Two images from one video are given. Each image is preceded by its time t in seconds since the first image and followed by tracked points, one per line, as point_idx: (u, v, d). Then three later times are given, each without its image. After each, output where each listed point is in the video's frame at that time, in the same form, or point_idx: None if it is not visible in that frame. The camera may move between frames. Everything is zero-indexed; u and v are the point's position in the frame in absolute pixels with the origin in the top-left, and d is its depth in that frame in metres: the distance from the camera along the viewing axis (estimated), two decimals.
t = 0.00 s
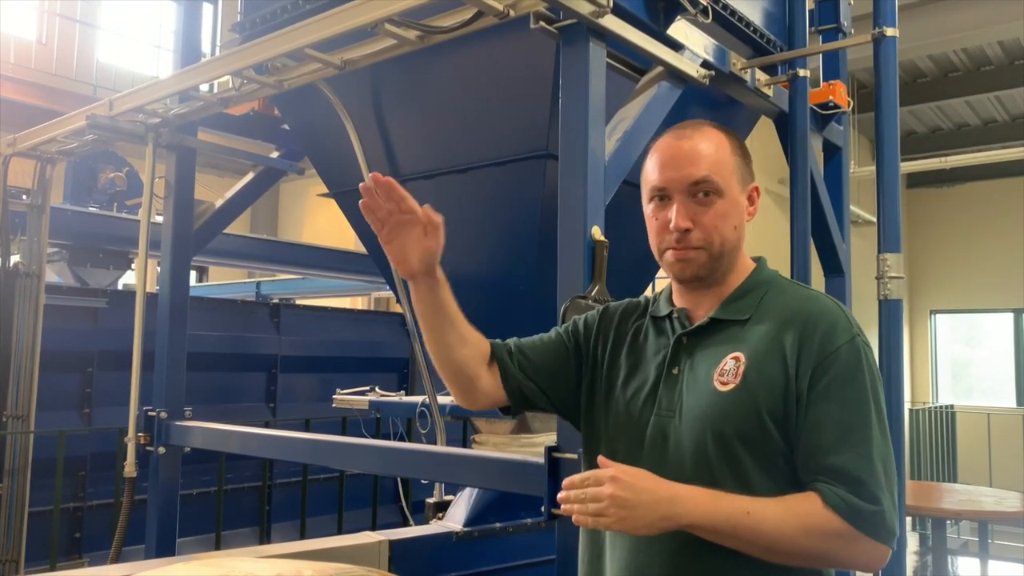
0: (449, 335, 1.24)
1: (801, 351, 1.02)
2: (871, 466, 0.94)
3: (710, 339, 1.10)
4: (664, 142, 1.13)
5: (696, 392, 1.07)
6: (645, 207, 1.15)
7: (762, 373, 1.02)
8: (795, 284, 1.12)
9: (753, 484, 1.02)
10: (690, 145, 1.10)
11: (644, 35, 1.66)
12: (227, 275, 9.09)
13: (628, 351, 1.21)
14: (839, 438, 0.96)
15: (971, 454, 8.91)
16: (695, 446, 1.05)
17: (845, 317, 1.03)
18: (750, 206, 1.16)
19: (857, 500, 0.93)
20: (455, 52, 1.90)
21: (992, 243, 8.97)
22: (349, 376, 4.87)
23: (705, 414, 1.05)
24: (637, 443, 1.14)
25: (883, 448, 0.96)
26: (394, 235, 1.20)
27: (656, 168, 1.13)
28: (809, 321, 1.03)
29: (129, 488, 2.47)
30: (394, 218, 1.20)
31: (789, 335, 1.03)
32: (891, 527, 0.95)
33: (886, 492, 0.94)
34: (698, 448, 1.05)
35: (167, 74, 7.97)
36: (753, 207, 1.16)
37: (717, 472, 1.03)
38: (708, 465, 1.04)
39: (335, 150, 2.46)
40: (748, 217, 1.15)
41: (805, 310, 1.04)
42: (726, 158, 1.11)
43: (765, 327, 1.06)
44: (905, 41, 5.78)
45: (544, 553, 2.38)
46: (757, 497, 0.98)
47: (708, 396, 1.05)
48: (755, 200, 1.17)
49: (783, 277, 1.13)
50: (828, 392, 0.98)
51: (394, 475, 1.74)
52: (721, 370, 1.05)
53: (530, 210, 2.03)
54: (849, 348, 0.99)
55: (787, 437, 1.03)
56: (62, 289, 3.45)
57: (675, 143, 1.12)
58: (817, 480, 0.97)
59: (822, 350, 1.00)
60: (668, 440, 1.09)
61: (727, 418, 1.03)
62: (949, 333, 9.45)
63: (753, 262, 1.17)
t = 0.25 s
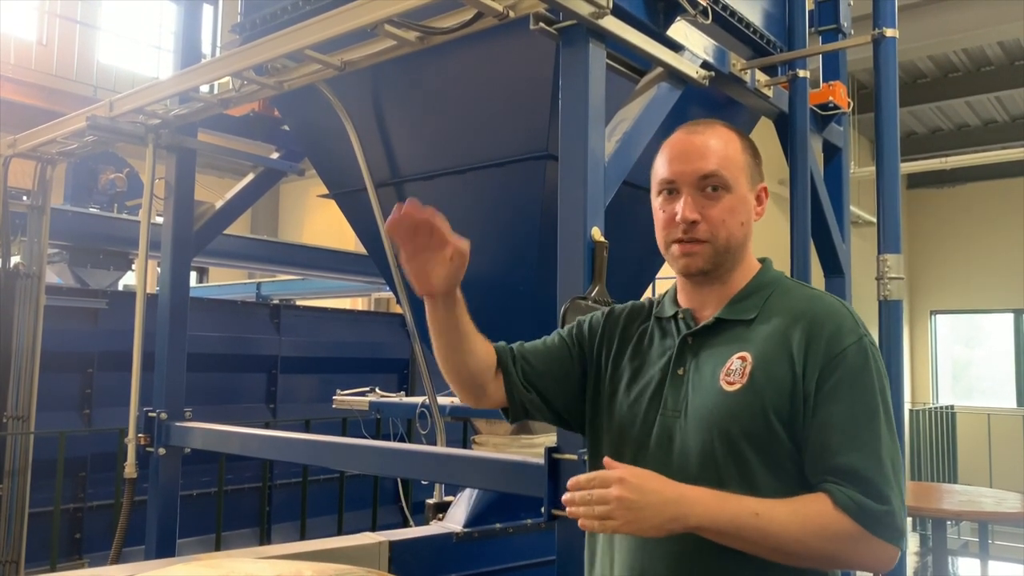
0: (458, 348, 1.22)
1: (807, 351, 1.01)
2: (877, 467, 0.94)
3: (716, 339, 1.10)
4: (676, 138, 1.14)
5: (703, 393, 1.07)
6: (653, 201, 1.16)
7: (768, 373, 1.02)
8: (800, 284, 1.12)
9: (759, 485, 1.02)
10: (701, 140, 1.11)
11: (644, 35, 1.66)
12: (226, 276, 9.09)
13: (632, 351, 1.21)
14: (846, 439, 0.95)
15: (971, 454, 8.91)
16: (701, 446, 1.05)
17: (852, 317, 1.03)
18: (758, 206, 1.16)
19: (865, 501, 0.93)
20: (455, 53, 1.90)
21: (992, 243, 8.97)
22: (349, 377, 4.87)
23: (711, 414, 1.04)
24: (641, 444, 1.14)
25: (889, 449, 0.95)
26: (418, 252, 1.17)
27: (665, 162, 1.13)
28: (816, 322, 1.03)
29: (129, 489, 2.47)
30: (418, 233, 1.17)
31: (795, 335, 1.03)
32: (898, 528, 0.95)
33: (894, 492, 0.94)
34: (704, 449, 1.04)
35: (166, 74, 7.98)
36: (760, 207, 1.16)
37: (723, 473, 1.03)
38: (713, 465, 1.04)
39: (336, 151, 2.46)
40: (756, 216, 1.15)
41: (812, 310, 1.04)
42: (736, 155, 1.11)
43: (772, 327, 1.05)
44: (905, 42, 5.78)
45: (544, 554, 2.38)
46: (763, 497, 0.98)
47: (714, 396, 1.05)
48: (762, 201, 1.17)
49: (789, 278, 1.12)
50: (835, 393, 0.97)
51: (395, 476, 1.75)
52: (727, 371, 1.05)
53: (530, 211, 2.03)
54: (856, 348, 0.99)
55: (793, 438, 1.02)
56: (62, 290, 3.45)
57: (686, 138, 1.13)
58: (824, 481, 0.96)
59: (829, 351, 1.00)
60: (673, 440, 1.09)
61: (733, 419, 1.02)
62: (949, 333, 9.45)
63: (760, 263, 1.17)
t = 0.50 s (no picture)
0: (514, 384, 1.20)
1: (806, 351, 1.01)
2: (876, 466, 0.94)
3: (715, 341, 1.10)
4: (676, 138, 1.14)
5: (702, 395, 1.07)
6: (654, 201, 1.15)
7: (768, 373, 1.02)
8: (799, 286, 1.12)
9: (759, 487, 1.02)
10: (703, 141, 1.11)
11: (644, 37, 1.66)
12: (226, 278, 9.09)
13: (632, 354, 1.21)
14: (845, 439, 0.95)
15: (971, 455, 8.91)
16: (700, 449, 1.04)
17: (850, 317, 1.03)
18: (759, 208, 1.16)
19: (864, 500, 0.93)
20: (455, 54, 1.90)
21: (991, 244, 8.97)
22: (349, 378, 4.87)
23: (711, 416, 1.04)
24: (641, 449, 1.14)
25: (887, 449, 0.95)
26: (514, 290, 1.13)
27: (667, 162, 1.13)
28: (815, 322, 1.03)
29: (129, 491, 2.47)
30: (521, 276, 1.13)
31: (794, 336, 1.03)
32: (897, 527, 0.95)
33: (892, 492, 0.94)
34: (704, 451, 1.04)
35: (167, 76, 7.99)
36: (762, 209, 1.16)
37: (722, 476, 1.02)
38: (713, 468, 1.03)
39: (336, 153, 2.46)
40: (756, 218, 1.15)
41: (811, 310, 1.04)
42: (738, 156, 1.11)
43: (771, 329, 1.05)
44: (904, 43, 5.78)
45: (544, 556, 2.35)
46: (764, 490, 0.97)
47: (713, 399, 1.05)
48: (763, 203, 1.17)
49: (788, 279, 1.13)
50: (834, 392, 0.97)
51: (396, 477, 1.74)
52: (726, 373, 1.05)
53: (531, 212, 2.03)
54: (854, 347, 0.99)
55: (792, 440, 1.02)
56: (62, 292, 3.45)
57: (688, 138, 1.12)
58: (823, 479, 0.96)
59: (827, 350, 1.00)
60: (674, 444, 1.09)
61: (732, 421, 1.02)
62: (949, 334, 9.45)
63: (759, 265, 1.17)
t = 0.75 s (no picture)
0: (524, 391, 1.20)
1: (804, 355, 1.01)
2: (875, 469, 0.94)
3: (713, 344, 1.09)
4: (668, 143, 1.14)
5: (701, 398, 1.06)
6: (649, 207, 1.15)
7: (767, 376, 1.02)
8: (796, 287, 1.12)
9: (757, 490, 1.01)
10: (695, 145, 1.11)
11: (643, 39, 1.66)
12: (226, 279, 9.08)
13: (631, 355, 1.21)
14: (844, 442, 0.95)
15: (971, 457, 8.90)
16: (699, 451, 1.04)
17: (848, 320, 1.03)
18: (753, 209, 1.16)
19: (862, 503, 0.93)
20: (455, 56, 1.90)
21: (991, 245, 8.97)
22: (349, 380, 4.86)
23: (710, 419, 1.04)
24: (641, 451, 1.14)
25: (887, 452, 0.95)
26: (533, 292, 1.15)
27: (660, 167, 1.13)
28: (813, 325, 1.03)
29: (129, 493, 2.47)
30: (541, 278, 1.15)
31: (792, 339, 1.03)
32: (896, 531, 0.94)
33: (890, 495, 0.94)
34: (703, 454, 1.04)
35: (167, 77, 7.99)
36: (757, 209, 1.16)
37: (721, 478, 1.02)
38: (712, 470, 1.03)
39: (335, 154, 2.46)
40: (751, 219, 1.15)
41: (808, 314, 1.04)
42: (730, 159, 1.11)
43: (769, 332, 1.05)
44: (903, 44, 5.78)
45: (544, 557, 2.34)
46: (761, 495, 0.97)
47: (711, 401, 1.05)
48: (758, 203, 1.17)
49: (785, 280, 1.12)
50: (831, 395, 0.97)
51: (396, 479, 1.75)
52: (724, 375, 1.05)
53: (530, 214, 2.03)
54: (851, 351, 0.99)
55: (791, 442, 1.02)
56: (62, 294, 3.45)
57: (679, 143, 1.12)
58: (823, 483, 0.96)
59: (825, 353, 1.00)
60: (673, 446, 1.09)
61: (731, 423, 1.02)
62: (949, 336, 9.45)
63: (756, 266, 1.17)
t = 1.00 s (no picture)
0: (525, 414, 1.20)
1: (806, 354, 1.01)
2: (879, 466, 0.94)
3: (715, 344, 1.09)
4: (664, 147, 1.14)
5: (704, 399, 1.06)
6: (646, 211, 1.15)
7: (770, 375, 1.02)
8: (796, 289, 1.12)
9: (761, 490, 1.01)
10: (690, 149, 1.11)
11: (642, 40, 1.66)
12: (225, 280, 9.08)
13: (630, 359, 1.20)
14: (847, 440, 0.95)
15: (971, 457, 8.91)
16: (703, 452, 1.04)
17: (849, 319, 1.03)
18: (750, 210, 1.16)
19: (867, 498, 0.92)
20: (454, 57, 1.91)
21: (991, 246, 8.98)
22: (348, 381, 4.86)
23: (713, 420, 1.04)
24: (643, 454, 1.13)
25: (889, 449, 0.95)
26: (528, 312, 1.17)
27: (656, 171, 1.13)
28: (815, 324, 1.03)
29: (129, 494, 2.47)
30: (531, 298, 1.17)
31: (795, 339, 1.03)
32: (901, 526, 0.94)
33: (895, 491, 0.94)
34: (707, 454, 1.04)
35: (167, 78, 7.99)
36: (754, 210, 1.16)
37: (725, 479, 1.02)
38: (716, 471, 1.03)
39: (335, 155, 2.46)
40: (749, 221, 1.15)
41: (810, 313, 1.04)
42: (725, 162, 1.11)
43: (771, 332, 1.05)
44: (903, 45, 5.79)
45: (543, 558, 2.33)
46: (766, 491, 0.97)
47: (715, 402, 1.04)
48: (754, 205, 1.17)
49: (784, 282, 1.12)
50: (834, 393, 0.97)
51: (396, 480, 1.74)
52: (727, 376, 1.05)
53: (530, 215, 2.03)
54: (854, 348, 0.99)
55: (794, 441, 1.02)
56: (62, 295, 3.45)
57: (674, 148, 1.12)
58: (828, 480, 0.96)
59: (827, 352, 1.00)
60: (677, 448, 1.08)
61: (735, 424, 1.02)
62: (949, 336, 9.45)
63: (754, 268, 1.17)
